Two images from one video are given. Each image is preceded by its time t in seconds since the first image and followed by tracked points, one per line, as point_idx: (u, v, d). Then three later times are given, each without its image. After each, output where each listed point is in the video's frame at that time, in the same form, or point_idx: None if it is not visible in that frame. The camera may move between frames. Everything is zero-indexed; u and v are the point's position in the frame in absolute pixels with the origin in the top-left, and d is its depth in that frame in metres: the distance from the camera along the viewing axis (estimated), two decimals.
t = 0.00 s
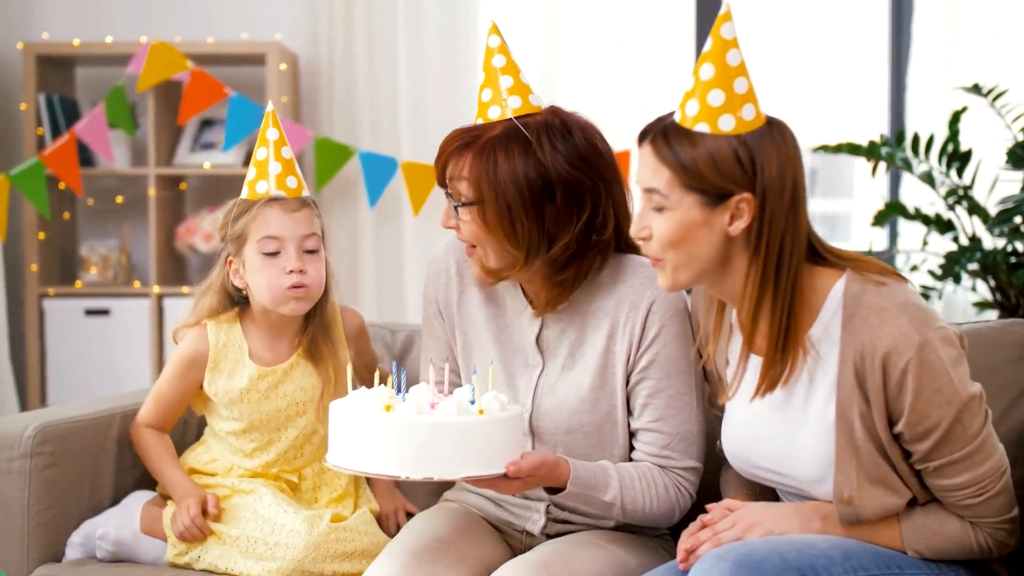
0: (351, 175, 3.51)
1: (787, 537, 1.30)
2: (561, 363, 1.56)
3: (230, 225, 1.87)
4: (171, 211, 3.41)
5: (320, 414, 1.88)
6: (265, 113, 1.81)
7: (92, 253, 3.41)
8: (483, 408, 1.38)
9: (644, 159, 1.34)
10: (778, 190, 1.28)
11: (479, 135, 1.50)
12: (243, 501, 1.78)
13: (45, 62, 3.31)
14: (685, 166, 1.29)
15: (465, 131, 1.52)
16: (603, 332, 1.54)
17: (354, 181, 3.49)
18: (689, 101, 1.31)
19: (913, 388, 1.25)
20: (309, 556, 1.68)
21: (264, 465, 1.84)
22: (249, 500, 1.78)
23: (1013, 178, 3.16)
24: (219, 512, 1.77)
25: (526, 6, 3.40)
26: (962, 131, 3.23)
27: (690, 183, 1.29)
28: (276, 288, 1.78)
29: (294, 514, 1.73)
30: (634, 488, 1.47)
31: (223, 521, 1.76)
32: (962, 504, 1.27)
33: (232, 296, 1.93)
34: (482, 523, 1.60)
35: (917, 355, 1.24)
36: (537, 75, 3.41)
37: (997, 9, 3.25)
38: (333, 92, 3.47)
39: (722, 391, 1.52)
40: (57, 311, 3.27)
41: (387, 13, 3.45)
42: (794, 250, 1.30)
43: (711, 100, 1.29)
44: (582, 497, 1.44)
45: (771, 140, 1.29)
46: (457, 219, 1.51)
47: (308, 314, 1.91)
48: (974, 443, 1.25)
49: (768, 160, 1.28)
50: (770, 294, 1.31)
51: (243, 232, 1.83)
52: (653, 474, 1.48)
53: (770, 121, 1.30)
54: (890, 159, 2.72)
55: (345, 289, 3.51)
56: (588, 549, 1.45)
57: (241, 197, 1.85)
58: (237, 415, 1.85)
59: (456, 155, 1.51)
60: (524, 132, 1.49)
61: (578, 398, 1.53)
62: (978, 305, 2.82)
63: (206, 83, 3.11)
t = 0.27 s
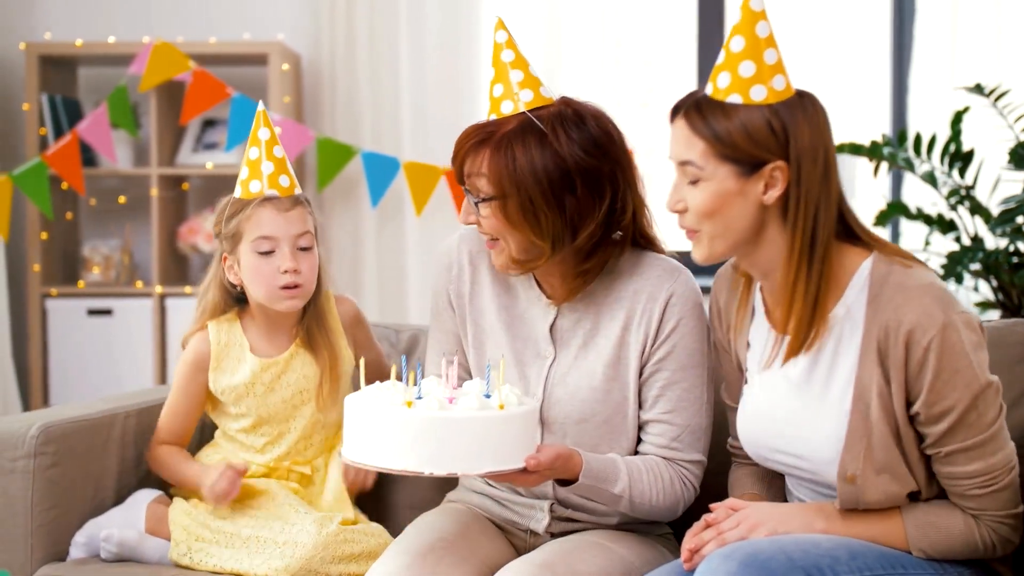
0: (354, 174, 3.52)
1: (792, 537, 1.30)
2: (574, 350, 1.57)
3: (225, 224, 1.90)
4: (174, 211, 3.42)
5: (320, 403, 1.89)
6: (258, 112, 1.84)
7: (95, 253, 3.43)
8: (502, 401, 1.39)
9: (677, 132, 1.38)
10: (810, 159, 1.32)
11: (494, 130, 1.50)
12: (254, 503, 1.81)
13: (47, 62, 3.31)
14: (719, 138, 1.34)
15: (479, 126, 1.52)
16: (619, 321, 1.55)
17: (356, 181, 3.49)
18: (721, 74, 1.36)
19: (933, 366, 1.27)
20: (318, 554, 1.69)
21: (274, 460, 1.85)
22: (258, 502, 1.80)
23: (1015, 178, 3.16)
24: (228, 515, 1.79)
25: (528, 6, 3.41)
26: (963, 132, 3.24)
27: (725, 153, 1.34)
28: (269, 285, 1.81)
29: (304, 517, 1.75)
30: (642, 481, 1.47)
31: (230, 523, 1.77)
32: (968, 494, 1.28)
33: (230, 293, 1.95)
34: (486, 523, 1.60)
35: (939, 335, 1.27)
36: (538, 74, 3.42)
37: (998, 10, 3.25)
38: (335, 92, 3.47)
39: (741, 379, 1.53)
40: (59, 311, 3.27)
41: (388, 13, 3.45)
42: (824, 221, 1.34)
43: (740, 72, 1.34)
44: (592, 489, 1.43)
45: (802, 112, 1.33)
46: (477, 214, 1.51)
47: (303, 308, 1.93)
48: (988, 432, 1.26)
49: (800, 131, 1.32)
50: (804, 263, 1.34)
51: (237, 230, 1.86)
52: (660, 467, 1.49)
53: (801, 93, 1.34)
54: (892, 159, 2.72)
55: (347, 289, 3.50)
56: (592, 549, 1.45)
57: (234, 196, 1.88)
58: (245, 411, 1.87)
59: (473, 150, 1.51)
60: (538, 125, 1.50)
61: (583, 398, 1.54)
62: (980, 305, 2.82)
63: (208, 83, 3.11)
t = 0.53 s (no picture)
0: (355, 175, 3.51)
1: (797, 536, 1.30)
2: (588, 343, 1.57)
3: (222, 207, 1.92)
4: (176, 211, 3.42)
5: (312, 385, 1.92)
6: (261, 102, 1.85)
7: (98, 253, 3.46)
8: (522, 395, 1.40)
9: (717, 110, 1.40)
10: (851, 131, 1.35)
11: (511, 125, 1.51)
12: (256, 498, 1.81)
13: (50, 62, 3.32)
14: (762, 113, 1.35)
15: (496, 121, 1.53)
16: (635, 315, 1.55)
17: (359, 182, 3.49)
18: (758, 51, 1.38)
19: (959, 344, 1.29)
20: (321, 551, 1.71)
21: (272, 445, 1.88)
22: (259, 497, 1.81)
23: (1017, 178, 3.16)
24: (229, 511, 1.79)
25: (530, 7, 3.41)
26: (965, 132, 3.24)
27: (768, 127, 1.35)
28: (261, 274, 1.85)
29: (305, 514, 1.76)
30: (650, 476, 1.47)
31: (231, 521, 1.77)
32: (976, 482, 1.31)
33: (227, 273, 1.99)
34: (491, 522, 1.61)
35: (967, 315, 1.30)
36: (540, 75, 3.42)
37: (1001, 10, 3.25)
38: (338, 92, 3.47)
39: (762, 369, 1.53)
40: (62, 311, 3.27)
41: (391, 13, 3.45)
42: (864, 193, 1.36)
43: (778, 48, 1.36)
44: (602, 482, 1.44)
45: (839, 85, 1.35)
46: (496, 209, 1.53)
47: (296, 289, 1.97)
48: (1004, 421, 1.29)
49: (839, 104, 1.35)
50: (847, 236, 1.36)
51: (233, 217, 1.88)
52: (666, 463, 1.49)
53: (835, 67, 1.37)
54: (894, 159, 2.71)
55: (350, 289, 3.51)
56: (597, 550, 1.45)
57: (233, 181, 1.89)
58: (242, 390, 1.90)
59: (490, 146, 1.52)
60: (554, 119, 1.51)
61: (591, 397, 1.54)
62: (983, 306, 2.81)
63: (210, 84, 3.11)
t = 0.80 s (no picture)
0: (358, 175, 3.51)
1: (803, 537, 1.30)
2: (598, 342, 1.57)
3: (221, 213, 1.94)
4: (179, 212, 3.43)
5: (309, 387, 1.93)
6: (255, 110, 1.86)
7: (101, 254, 3.46)
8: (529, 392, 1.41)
9: (759, 94, 1.42)
10: (893, 111, 1.38)
11: (520, 126, 1.51)
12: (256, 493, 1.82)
13: (53, 63, 3.32)
14: (805, 94, 1.38)
15: (506, 123, 1.53)
16: (647, 314, 1.56)
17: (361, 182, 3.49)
18: (798, 35, 1.40)
19: (983, 327, 1.30)
20: (323, 541, 1.72)
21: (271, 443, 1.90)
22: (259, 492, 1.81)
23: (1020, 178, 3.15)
24: (230, 505, 1.80)
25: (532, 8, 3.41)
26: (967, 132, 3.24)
27: (812, 108, 1.38)
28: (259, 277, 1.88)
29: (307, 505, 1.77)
30: (652, 477, 1.47)
31: (233, 515, 1.78)
32: (983, 471, 1.32)
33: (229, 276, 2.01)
34: (496, 522, 1.61)
35: (993, 300, 1.31)
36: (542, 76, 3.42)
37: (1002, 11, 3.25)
38: (340, 92, 3.47)
39: (783, 353, 1.55)
40: (64, 311, 3.27)
41: (392, 14, 3.45)
42: (906, 173, 1.39)
43: (818, 31, 1.38)
44: (605, 482, 1.44)
45: (879, 68, 1.38)
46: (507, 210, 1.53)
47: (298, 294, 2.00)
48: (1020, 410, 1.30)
49: (879, 86, 1.38)
50: (892, 216, 1.39)
51: (231, 223, 1.89)
52: (670, 466, 1.49)
53: (873, 49, 1.39)
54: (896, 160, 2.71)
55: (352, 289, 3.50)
56: (602, 551, 1.45)
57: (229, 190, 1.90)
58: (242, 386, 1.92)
59: (499, 147, 1.52)
60: (562, 120, 1.50)
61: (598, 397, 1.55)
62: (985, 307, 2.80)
63: (212, 84, 3.11)
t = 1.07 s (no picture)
0: (360, 175, 3.49)
1: (808, 538, 1.30)
2: (605, 343, 1.57)
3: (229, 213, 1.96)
4: (181, 212, 3.43)
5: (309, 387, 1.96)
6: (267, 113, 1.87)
7: (102, 254, 3.44)
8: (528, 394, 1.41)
9: (795, 86, 1.43)
10: (928, 102, 1.40)
11: (527, 132, 1.52)
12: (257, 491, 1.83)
13: (55, 63, 3.32)
14: (842, 85, 1.39)
15: (514, 128, 1.54)
16: (654, 318, 1.56)
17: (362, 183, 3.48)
18: (834, 28, 1.42)
19: (1007, 317, 1.30)
20: (327, 534, 1.74)
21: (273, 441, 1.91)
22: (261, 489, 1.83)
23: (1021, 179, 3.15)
24: (234, 502, 1.82)
25: (532, 8, 3.40)
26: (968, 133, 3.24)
27: (849, 99, 1.39)
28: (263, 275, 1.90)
29: (311, 500, 1.79)
30: (651, 480, 1.46)
31: (237, 512, 1.80)
32: (989, 461, 1.30)
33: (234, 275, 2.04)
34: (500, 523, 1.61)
35: (1018, 293, 1.30)
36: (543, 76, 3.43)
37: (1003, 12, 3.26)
38: (342, 92, 3.46)
39: (799, 346, 1.59)
40: (65, 312, 3.27)
41: (394, 14, 3.45)
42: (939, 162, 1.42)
43: (853, 24, 1.40)
44: (600, 483, 1.43)
45: (912, 59, 1.40)
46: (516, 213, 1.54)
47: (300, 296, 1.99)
48: None
49: (914, 76, 1.40)
50: (928, 203, 1.41)
51: (239, 222, 1.92)
52: (670, 468, 1.48)
53: (905, 41, 1.41)
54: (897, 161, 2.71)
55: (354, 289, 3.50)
56: (605, 552, 1.45)
57: (238, 190, 1.93)
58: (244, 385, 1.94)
59: (508, 152, 1.53)
60: (569, 124, 1.51)
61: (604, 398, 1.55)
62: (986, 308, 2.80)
63: (214, 84, 3.11)
